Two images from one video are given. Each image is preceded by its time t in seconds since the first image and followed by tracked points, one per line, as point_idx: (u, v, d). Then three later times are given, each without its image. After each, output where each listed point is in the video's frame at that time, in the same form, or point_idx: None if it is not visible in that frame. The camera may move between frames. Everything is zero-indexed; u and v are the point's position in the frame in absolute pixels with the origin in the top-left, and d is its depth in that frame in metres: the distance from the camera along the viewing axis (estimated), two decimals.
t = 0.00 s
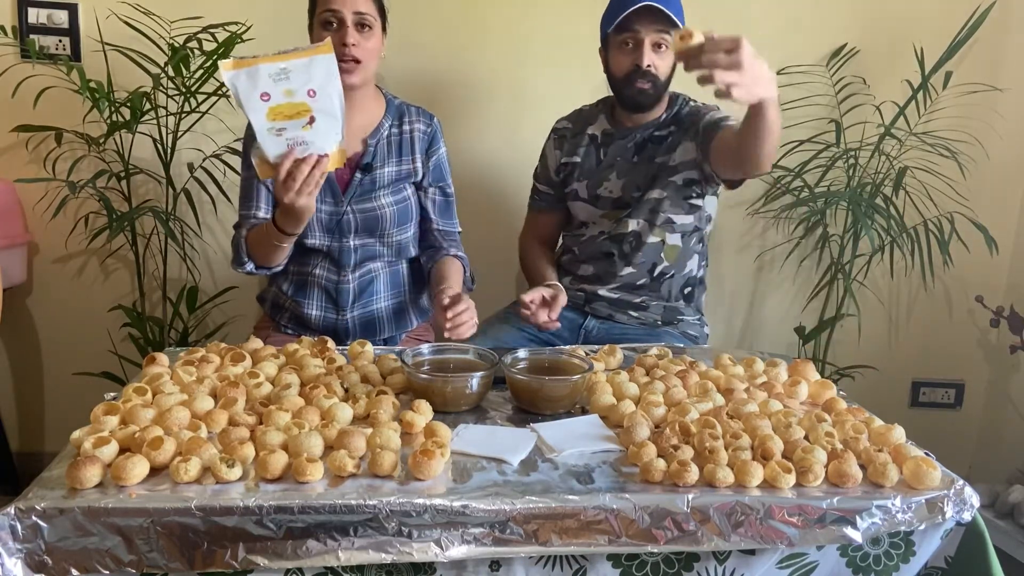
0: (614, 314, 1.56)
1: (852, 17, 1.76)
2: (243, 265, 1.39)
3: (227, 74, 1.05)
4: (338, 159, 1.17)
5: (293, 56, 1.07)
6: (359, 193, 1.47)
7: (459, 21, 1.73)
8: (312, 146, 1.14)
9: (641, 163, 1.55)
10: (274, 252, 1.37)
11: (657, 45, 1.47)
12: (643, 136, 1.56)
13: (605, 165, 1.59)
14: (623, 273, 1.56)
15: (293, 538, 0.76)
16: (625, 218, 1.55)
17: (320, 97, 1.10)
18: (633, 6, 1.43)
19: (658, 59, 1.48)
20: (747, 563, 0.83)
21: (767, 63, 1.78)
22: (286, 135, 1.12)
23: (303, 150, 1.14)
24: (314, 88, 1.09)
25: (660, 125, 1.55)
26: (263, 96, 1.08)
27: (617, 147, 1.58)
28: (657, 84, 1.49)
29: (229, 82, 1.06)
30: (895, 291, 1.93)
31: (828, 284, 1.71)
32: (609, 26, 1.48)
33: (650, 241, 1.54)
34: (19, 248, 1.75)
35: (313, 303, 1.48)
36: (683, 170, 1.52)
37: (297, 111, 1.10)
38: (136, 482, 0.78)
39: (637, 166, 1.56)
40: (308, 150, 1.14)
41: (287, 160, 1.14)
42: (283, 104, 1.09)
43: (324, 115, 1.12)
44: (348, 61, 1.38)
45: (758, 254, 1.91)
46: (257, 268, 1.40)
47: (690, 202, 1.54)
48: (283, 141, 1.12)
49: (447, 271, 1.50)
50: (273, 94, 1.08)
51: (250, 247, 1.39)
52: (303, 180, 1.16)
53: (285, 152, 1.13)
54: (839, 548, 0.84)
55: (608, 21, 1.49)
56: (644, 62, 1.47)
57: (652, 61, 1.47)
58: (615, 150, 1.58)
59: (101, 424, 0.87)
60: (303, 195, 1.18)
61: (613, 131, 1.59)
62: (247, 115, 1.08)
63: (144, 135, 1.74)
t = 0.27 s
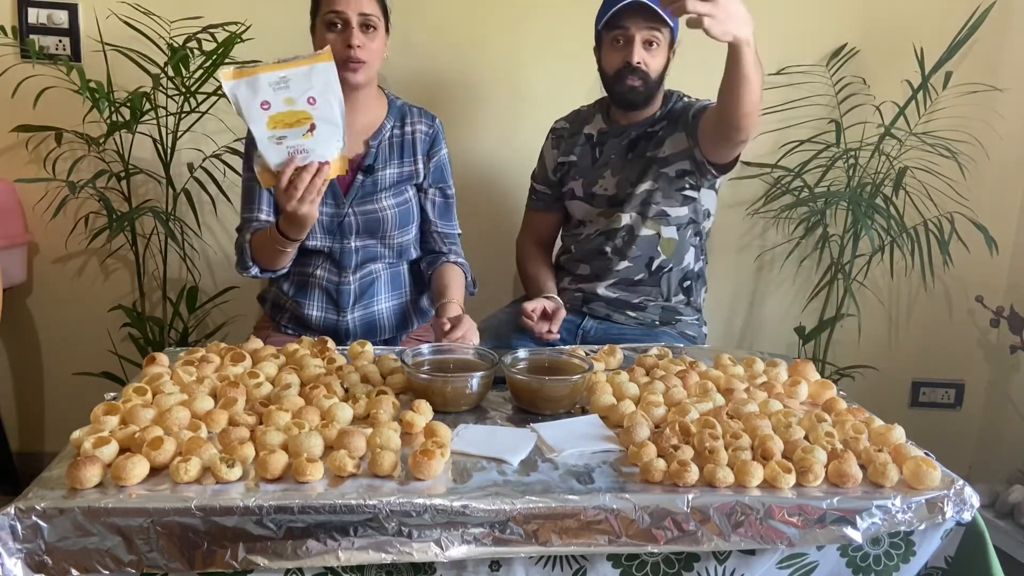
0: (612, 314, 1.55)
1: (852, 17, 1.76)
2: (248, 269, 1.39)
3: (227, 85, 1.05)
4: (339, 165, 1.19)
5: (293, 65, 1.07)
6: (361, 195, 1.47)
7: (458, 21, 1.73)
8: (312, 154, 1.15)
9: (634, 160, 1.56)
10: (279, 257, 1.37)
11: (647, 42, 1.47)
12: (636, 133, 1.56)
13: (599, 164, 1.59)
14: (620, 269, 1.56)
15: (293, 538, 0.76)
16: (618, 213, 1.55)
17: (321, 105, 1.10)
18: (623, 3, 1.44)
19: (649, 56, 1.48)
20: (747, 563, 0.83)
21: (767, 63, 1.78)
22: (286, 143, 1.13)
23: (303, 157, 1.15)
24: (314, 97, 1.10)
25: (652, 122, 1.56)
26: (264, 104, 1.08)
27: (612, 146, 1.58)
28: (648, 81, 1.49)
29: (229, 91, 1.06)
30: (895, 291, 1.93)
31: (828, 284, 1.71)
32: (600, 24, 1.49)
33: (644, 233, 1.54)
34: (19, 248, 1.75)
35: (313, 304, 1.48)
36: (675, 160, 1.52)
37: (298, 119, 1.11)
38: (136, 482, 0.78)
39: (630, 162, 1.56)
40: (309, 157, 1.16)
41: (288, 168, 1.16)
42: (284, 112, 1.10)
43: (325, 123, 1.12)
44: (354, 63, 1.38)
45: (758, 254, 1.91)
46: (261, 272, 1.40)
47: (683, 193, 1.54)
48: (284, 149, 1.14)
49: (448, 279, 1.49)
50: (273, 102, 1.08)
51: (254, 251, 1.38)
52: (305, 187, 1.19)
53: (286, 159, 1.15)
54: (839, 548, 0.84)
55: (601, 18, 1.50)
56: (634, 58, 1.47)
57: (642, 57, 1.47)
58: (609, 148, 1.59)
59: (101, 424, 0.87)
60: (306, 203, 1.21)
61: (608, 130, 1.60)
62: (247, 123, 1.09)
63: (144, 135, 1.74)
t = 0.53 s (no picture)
0: (612, 314, 1.55)
1: (853, 17, 1.76)
2: (248, 270, 1.39)
3: (241, 84, 1.09)
4: (343, 174, 1.18)
5: (306, 71, 1.10)
6: (363, 196, 1.47)
7: (458, 21, 1.73)
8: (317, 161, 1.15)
9: (631, 160, 1.56)
10: (279, 258, 1.36)
11: (642, 43, 1.47)
12: (633, 134, 1.56)
13: (597, 164, 1.59)
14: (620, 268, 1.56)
15: (293, 538, 0.76)
16: (618, 214, 1.55)
17: (330, 112, 1.12)
18: (620, 3, 1.44)
19: (645, 57, 1.48)
20: (747, 563, 0.83)
21: (767, 63, 1.78)
22: (291, 148, 1.14)
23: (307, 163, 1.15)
24: (324, 103, 1.11)
25: (648, 121, 1.56)
26: (274, 106, 1.10)
27: (609, 146, 1.58)
28: (643, 82, 1.49)
29: (242, 91, 1.09)
30: (895, 291, 1.93)
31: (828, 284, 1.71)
32: (596, 24, 1.50)
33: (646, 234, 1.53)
34: (19, 248, 1.75)
35: (313, 306, 1.48)
36: (673, 160, 1.53)
37: (306, 123, 1.12)
38: (136, 482, 0.78)
39: (626, 163, 1.56)
40: (314, 163, 1.16)
41: (291, 171, 1.16)
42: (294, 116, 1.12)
43: (333, 130, 1.13)
44: (357, 54, 1.38)
45: (758, 254, 1.91)
46: (261, 272, 1.40)
47: (682, 193, 1.54)
48: (289, 154, 1.14)
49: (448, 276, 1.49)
50: (283, 105, 1.10)
51: (254, 253, 1.38)
52: (306, 192, 1.18)
53: (290, 164, 1.15)
54: (839, 548, 0.84)
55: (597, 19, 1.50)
56: (629, 58, 1.46)
57: (637, 57, 1.47)
58: (607, 149, 1.59)
59: (101, 424, 0.87)
60: (306, 207, 1.21)
61: (605, 131, 1.60)
62: (256, 124, 1.11)
63: (144, 135, 1.74)
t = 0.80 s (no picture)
0: (611, 314, 1.55)
1: (853, 17, 1.76)
2: (255, 278, 1.39)
3: (248, 97, 1.10)
4: (347, 188, 1.20)
5: (313, 86, 1.11)
6: (366, 196, 1.47)
7: (458, 21, 1.73)
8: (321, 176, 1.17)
9: (631, 162, 1.56)
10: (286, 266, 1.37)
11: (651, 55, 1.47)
12: (632, 136, 1.56)
13: (596, 165, 1.59)
14: (620, 271, 1.56)
15: (293, 538, 0.76)
16: (620, 218, 1.55)
17: (336, 127, 1.13)
18: (633, 20, 1.42)
19: (653, 68, 1.48)
20: (747, 563, 0.83)
21: (767, 63, 1.78)
22: (296, 162, 1.15)
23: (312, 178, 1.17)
24: (330, 117, 1.13)
25: (647, 123, 1.56)
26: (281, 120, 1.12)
27: (607, 147, 1.59)
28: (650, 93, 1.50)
29: (249, 104, 1.10)
30: (895, 291, 1.93)
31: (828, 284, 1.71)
32: (604, 34, 1.47)
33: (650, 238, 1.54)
34: (19, 247, 1.75)
35: (314, 306, 1.48)
36: (677, 166, 1.53)
37: (311, 138, 1.14)
38: (136, 482, 0.78)
39: (626, 164, 1.56)
40: (318, 178, 1.17)
41: (296, 185, 1.17)
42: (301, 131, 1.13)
43: (338, 144, 1.15)
44: (357, 62, 1.37)
45: (758, 254, 1.91)
46: (268, 279, 1.40)
47: (682, 196, 1.54)
48: (293, 168, 1.15)
49: (447, 268, 1.49)
50: (290, 119, 1.12)
51: (260, 261, 1.38)
52: (309, 207, 1.18)
53: (294, 178, 1.16)
54: (839, 548, 0.84)
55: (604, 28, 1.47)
56: (639, 73, 1.47)
57: (647, 71, 1.47)
58: (605, 150, 1.59)
59: (101, 424, 0.87)
60: (309, 221, 1.21)
61: (603, 131, 1.60)
62: (262, 137, 1.12)
63: (144, 135, 1.74)
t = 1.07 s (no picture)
0: (611, 314, 1.56)
1: (853, 17, 1.76)
2: (265, 286, 1.40)
3: (250, 116, 1.10)
4: (355, 199, 1.21)
5: (314, 98, 1.11)
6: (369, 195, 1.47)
7: (458, 20, 1.73)
8: (330, 188, 1.17)
9: (633, 169, 1.55)
10: (295, 274, 1.37)
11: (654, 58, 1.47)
12: (635, 141, 1.55)
13: (597, 168, 1.58)
14: (619, 275, 1.58)
15: (293, 538, 0.76)
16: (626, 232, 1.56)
17: (341, 139, 1.14)
18: (637, 23, 1.41)
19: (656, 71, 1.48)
20: (747, 563, 0.83)
21: (767, 63, 1.78)
22: (305, 177, 1.16)
23: (322, 191, 1.18)
24: (334, 129, 1.13)
25: (653, 130, 1.54)
26: (285, 137, 1.12)
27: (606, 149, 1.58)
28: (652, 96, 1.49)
29: (251, 121, 1.11)
30: (895, 291, 1.93)
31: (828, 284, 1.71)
32: (605, 37, 1.47)
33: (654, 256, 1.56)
34: (19, 247, 1.75)
35: (314, 306, 1.48)
36: (686, 187, 1.53)
37: (317, 151, 1.14)
38: (136, 482, 0.78)
39: (629, 171, 1.55)
40: (327, 191, 1.18)
41: (306, 201, 1.17)
42: (305, 146, 1.13)
43: (344, 156, 1.16)
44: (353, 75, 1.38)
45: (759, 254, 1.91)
46: (279, 286, 1.41)
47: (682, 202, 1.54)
48: (302, 182, 1.16)
49: (443, 264, 1.50)
50: (294, 134, 1.12)
51: (268, 268, 1.38)
52: (321, 221, 1.19)
53: (304, 193, 1.17)
54: (838, 548, 0.84)
55: (605, 30, 1.47)
56: (643, 76, 1.46)
57: (650, 74, 1.47)
58: (606, 152, 1.57)
59: (101, 424, 0.87)
60: (321, 235, 1.21)
61: (604, 134, 1.59)
62: (268, 154, 1.13)
63: (144, 135, 1.74)
